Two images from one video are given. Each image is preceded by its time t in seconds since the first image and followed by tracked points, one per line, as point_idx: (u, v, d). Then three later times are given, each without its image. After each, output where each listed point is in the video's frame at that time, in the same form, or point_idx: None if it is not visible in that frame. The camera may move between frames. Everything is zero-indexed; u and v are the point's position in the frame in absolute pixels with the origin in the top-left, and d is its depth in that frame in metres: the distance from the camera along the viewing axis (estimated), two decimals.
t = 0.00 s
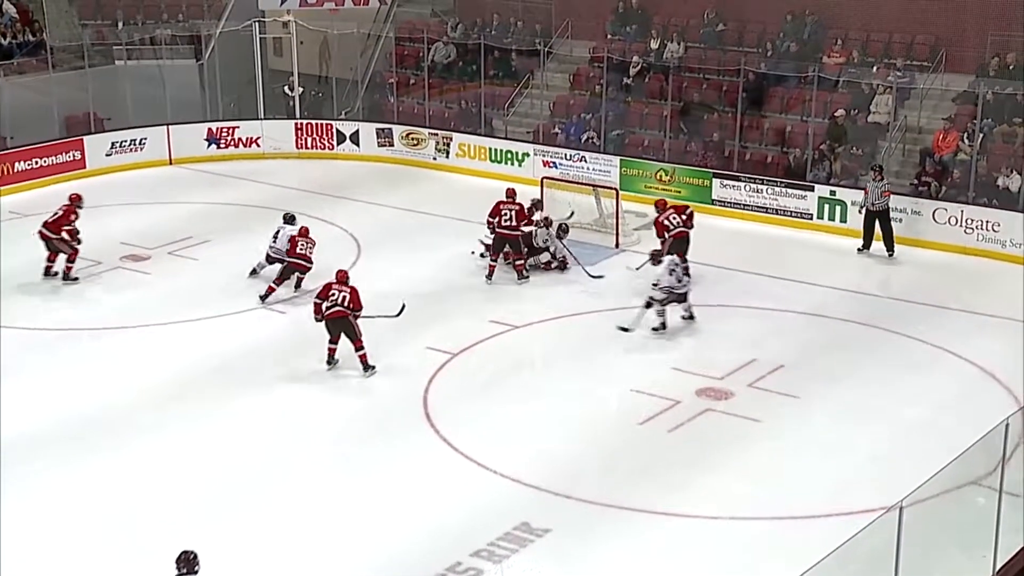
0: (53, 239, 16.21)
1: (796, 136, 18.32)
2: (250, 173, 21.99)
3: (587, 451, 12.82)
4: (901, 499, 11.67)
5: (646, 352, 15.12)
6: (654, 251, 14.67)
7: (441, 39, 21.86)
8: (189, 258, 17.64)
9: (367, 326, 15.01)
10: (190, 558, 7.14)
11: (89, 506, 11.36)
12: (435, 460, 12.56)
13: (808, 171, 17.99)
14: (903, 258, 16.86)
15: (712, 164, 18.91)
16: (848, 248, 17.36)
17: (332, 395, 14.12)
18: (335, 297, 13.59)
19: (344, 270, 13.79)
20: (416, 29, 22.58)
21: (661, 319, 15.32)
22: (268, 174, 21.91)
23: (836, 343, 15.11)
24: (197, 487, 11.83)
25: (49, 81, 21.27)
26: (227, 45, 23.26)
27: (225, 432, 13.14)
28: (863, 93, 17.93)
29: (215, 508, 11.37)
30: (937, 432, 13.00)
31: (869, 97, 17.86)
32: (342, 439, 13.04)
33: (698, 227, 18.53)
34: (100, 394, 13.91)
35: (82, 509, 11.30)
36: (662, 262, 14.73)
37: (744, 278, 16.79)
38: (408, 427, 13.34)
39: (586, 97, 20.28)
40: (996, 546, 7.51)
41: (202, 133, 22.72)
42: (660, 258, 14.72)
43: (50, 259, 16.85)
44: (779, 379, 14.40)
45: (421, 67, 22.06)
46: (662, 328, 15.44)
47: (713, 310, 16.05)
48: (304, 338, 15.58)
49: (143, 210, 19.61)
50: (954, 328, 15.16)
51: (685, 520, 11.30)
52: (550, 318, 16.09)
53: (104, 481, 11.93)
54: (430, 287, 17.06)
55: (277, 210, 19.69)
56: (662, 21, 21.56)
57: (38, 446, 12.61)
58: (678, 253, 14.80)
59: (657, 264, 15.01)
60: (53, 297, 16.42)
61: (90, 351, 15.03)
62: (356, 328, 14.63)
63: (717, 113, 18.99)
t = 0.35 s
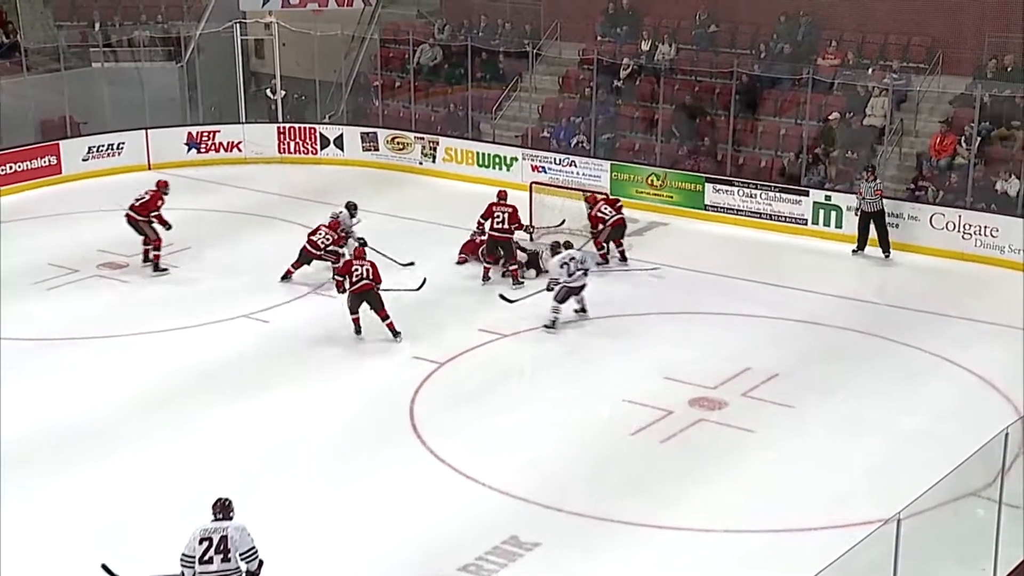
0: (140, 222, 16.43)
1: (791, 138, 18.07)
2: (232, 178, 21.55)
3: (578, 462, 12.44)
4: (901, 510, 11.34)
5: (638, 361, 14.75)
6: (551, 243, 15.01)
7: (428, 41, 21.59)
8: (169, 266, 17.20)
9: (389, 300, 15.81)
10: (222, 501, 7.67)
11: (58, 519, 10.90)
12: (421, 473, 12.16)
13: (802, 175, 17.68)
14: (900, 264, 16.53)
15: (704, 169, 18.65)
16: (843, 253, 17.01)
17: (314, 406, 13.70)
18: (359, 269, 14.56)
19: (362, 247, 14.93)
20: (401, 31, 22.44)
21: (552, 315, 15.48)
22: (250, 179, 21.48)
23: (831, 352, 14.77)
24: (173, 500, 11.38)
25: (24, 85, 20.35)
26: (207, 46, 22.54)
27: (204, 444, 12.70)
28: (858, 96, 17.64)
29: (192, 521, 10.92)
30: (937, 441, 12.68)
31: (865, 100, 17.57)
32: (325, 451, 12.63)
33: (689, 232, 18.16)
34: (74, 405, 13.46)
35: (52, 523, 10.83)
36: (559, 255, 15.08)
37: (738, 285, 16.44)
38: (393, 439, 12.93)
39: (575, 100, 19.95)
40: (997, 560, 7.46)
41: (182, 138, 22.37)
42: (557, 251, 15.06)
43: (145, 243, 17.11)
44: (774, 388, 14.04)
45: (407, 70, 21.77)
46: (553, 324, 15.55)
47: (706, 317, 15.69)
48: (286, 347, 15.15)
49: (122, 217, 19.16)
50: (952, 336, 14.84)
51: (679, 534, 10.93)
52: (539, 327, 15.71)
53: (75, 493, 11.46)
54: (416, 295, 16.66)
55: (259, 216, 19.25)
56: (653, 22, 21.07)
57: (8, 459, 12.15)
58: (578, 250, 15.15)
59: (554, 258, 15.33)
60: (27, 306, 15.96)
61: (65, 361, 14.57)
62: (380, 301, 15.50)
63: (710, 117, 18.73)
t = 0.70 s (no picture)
0: (220, 211, 16.70)
1: (789, 144, 17.64)
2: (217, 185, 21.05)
3: (572, 476, 12.03)
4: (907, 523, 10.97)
5: (633, 371, 14.35)
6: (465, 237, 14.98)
7: (415, 44, 20.92)
8: (151, 275, 16.73)
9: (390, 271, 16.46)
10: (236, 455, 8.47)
11: (29, 536, 10.43)
12: (410, 487, 11.74)
13: (801, 181, 17.36)
14: (902, 271, 16.18)
15: (700, 175, 18.29)
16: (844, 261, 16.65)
17: (302, 418, 13.27)
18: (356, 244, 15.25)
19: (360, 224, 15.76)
20: (389, 32, 21.93)
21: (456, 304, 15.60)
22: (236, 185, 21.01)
23: (833, 361, 14.39)
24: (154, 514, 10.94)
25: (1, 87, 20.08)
26: (191, 49, 22.47)
27: (184, 457, 12.25)
28: (859, 99, 17.21)
29: (171, 535, 10.45)
30: (942, 453, 12.30)
31: (865, 104, 17.14)
32: (310, 465, 12.20)
33: (686, 239, 17.78)
34: (51, 418, 12.99)
35: (24, 539, 10.35)
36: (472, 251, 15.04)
37: (736, 292, 16.06)
38: (383, 453, 12.52)
39: (569, 105, 19.49)
40: None
41: (165, 142, 21.84)
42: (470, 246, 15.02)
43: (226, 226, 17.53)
44: (774, 399, 13.65)
45: (396, 73, 21.20)
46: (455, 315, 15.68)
47: (704, 326, 15.29)
48: (271, 358, 14.71)
49: (104, 225, 18.68)
50: (956, 345, 14.48)
51: (678, 550, 10.53)
52: (532, 336, 15.30)
53: (48, 509, 10.98)
54: (406, 304, 16.24)
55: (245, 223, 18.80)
56: (648, 23, 20.88)
57: None
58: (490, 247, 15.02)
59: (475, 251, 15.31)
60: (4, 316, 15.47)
61: (43, 372, 14.10)
62: (374, 275, 16.16)
63: (707, 121, 18.28)
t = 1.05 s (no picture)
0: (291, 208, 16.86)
1: (788, 147, 17.40)
2: (195, 190, 20.46)
3: (563, 490, 11.53)
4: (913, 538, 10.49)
5: (626, 383, 13.85)
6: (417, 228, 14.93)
7: (403, 45, 20.58)
8: (127, 284, 16.18)
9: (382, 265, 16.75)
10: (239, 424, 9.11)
11: None
12: (394, 503, 11.23)
13: (800, 185, 16.78)
14: (904, 279, 15.70)
15: (694, 179, 17.73)
16: (844, 269, 16.14)
17: (280, 433, 12.74)
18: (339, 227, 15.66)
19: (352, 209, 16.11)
20: (376, 33, 21.77)
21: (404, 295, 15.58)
22: (216, 191, 20.41)
23: (832, 372, 13.91)
24: (123, 534, 10.40)
25: None
26: (168, 49, 22.00)
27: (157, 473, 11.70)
28: (859, 101, 16.82)
29: (142, 557, 9.91)
30: (947, 467, 11.83)
31: (866, 106, 16.73)
32: (290, 481, 11.68)
33: (681, 247, 17.25)
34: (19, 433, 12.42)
35: None
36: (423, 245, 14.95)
37: (733, 301, 15.57)
38: (365, 467, 12.00)
39: (560, 107, 19.01)
40: None
41: (142, 147, 21.12)
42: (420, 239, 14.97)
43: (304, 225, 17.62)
44: (771, 411, 13.15)
45: (381, 75, 20.76)
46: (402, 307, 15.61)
47: (699, 336, 14.80)
48: (251, 369, 14.17)
49: (80, 231, 18.11)
50: (960, 354, 14.01)
51: (674, 569, 10.03)
52: (522, 346, 14.78)
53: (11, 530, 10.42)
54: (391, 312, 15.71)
55: (226, 230, 18.24)
56: (641, 23, 20.35)
57: None
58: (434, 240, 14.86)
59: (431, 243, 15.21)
60: None
61: (11, 386, 13.54)
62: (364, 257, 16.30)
63: (703, 124, 17.82)
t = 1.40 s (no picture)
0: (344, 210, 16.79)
1: (783, 149, 16.78)
2: (172, 195, 19.88)
3: (551, 505, 11.04)
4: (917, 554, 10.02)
5: (617, 393, 13.36)
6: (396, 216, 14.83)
7: (385, 44, 20.12)
8: (99, 292, 15.62)
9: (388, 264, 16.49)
10: (234, 397, 9.56)
11: None
12: (374, 520, 10.72)
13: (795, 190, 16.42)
14: (903, 286, 15.26)
15: (687, 182, 17.28)
16: (842, 275, 15.68)
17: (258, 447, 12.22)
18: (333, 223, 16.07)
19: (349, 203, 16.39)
20: (356, 32, 21.20)
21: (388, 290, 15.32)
22: (195, 196, 19.82)
23: (831, 382, 13.45)
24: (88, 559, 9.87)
25: None
26: (144, 50, 21.08)
27: (125, 491, 11.16)
28: (858, 102, 16.37)
29: None
30: (951, 479, 11.38)
31: (864, 108, 16.31)
32: (266, 499, 11.16)
33: (674, 253, 16.76)
34: None
35: None
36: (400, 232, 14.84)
37: (727, 308, 15.11)
38: (347, 482, 11.50)
39: (549, 108, 18.55)
40: None
41: (115, 150, 20.64)
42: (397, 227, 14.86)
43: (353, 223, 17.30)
44: (768, 423, 12.68)
45: (363, 75, 20.33)
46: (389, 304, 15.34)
47: (692, 344, 14.32)
48: (227, 381, 13.63)
49: (52, 237, 17.54)
50: (961, 363, 13.56)
51: None
52: (510, 355, 14.28)
53: None
54: (374, 320, 15.19)
55: (203, 236, 17.69)
56: (632, 23, 19.90)
57: None
58: (414, 228, 14.75)
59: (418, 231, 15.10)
60: None
61: None
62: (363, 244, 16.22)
63: (696, 126, 17.36)
